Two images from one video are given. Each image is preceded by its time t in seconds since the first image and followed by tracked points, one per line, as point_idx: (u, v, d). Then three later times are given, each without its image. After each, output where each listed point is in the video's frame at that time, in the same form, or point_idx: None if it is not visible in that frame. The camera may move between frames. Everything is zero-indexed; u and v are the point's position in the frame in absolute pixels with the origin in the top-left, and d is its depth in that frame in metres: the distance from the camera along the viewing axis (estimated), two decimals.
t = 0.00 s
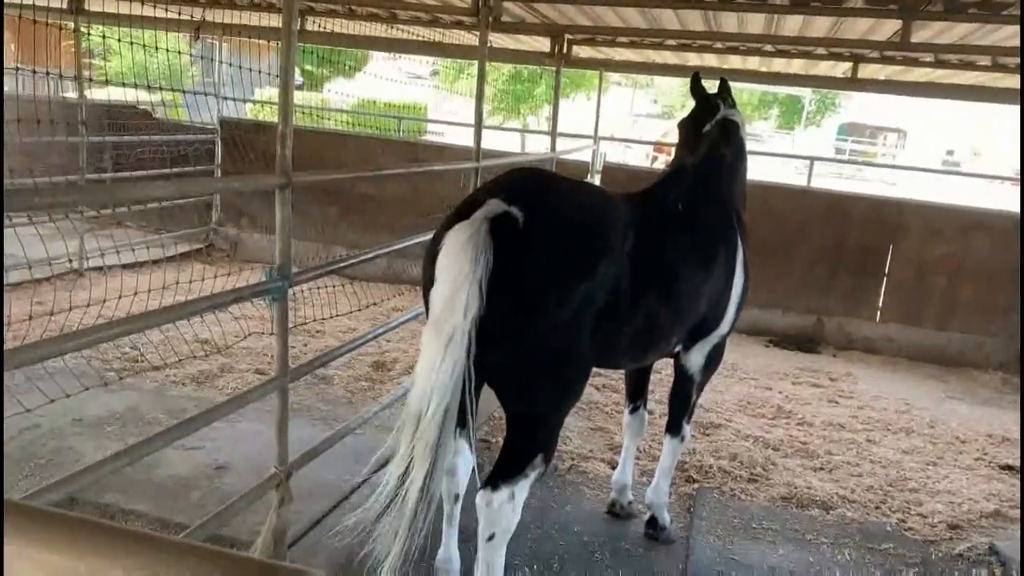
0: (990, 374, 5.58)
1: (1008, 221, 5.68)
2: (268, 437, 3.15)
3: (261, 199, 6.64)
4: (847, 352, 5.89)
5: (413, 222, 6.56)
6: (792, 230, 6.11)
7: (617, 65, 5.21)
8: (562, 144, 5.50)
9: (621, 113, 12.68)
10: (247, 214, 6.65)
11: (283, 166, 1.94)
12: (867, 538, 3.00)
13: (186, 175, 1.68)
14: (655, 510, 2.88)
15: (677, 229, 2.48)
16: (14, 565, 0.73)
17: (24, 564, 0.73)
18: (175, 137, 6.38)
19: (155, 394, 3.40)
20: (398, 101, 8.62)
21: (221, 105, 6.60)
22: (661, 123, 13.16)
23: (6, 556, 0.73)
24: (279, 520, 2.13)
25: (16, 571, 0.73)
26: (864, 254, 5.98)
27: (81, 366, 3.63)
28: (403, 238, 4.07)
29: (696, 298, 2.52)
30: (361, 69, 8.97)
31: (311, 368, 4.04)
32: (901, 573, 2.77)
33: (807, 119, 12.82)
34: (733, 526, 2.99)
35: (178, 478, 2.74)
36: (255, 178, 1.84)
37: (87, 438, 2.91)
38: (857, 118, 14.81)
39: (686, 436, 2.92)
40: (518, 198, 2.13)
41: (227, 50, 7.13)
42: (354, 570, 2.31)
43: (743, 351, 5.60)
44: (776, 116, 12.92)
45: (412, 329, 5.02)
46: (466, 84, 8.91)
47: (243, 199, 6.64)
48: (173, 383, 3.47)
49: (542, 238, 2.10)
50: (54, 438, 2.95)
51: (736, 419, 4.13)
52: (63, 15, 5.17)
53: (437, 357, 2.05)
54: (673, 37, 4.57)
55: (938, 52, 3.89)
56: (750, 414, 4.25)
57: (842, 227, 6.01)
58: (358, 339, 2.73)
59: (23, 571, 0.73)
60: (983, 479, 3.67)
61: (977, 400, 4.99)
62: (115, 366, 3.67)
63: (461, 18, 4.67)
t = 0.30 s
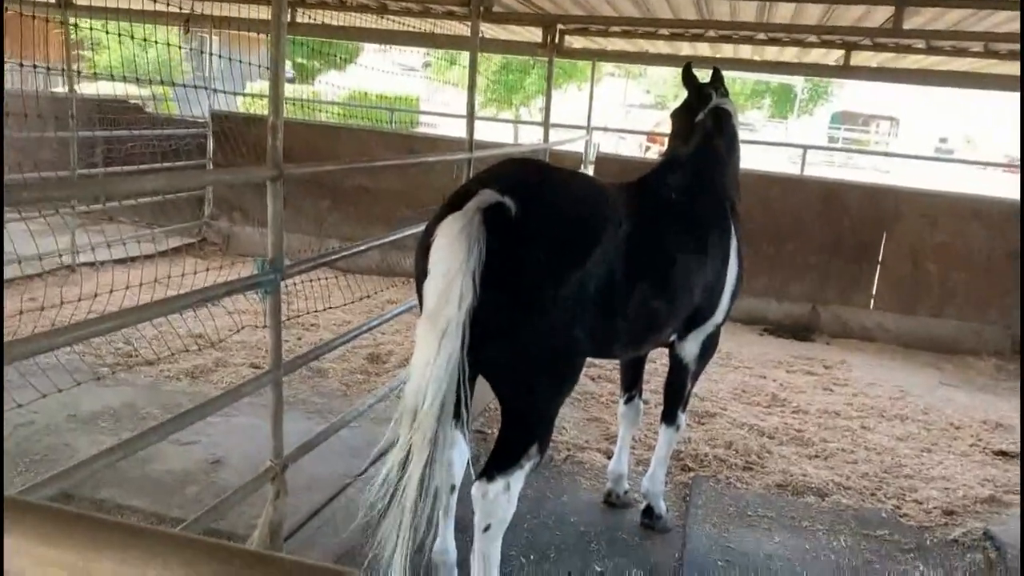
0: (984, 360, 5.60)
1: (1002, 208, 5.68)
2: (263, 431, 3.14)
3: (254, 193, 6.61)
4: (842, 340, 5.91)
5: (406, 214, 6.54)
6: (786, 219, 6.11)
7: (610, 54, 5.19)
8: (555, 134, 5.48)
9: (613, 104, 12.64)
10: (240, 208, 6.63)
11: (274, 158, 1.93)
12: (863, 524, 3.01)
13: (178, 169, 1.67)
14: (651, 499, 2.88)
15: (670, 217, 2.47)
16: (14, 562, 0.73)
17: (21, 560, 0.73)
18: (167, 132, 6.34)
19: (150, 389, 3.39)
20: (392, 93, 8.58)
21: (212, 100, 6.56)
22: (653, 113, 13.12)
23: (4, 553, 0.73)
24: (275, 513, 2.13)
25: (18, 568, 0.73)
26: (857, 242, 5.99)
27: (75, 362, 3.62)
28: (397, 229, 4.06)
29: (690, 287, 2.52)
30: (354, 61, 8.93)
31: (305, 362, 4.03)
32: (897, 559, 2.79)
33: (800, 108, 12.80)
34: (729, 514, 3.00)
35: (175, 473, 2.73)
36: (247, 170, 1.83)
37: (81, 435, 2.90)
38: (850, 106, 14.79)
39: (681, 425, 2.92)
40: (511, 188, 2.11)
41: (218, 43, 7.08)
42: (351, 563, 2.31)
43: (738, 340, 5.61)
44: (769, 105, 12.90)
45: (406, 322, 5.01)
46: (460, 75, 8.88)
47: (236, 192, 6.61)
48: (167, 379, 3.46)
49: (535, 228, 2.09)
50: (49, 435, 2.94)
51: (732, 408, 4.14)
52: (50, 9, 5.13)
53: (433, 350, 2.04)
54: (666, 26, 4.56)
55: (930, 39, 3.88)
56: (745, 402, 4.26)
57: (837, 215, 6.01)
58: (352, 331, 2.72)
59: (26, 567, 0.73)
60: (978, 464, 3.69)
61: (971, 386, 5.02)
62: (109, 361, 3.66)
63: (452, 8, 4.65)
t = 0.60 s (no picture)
0: (972, 347, 5.64)
1: (988, 196, 5.72)
2: (254, 426, 3.14)
3: (242, 187, 6.58)
4: (832, 329, 5.94)
5: (394, 208, 6.53)
6: (774, 209, 6.12)
7: (598, 45, 5.18)
8: (543, 126, 5.47)
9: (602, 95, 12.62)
10: (228, 203, 6.59)
11: (261, 152, 1.92)
12: (854, 511, 3.03)
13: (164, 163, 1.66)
14: (643, 488, 2.89)
15: (659, 207, 2.48)
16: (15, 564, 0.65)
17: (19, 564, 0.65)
18: (153, 127, 6.30)
19: (140, 385, 3.38)
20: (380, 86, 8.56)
21: (198, 94, 6.51)
22: (641, 104, 13.11)
23: (3, 551, 0.65)
24: (267, 507, 2.13)
25: (17, 566, 0.66)
26: (846, 231, 6.01)
27: (63, 359, 3.60)
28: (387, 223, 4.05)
29: (679, 277, 2.53)
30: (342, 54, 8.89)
31: (295, 357, 4.02)
32: (887, 545, 2.81)
33: (787, 98, 12.81)
34: (721, 503, 3.02)
35: (167, 469, 2.72)
36: (234, 164, 1.82)
37: (71, 433, 2.88)
38: (837, 95, 14.82)
39: (672, 415, 2.93)
40: (499, 180, 2.11)
41: (204, 37, 7.03)
42: (344, 556, 2.30)
43: (728, 330, 5.63)
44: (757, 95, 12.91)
45: (396, 315, 5.00)
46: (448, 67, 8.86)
47: (223, 187, 6.57)
48: (157, 376, 3.45)
49: (524, 220, 2.08)
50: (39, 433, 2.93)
51: (722, 397, 4.16)
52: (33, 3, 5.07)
53: (423, 342, 2.03)
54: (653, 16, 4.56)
55: (915, 28, 3.90)
56: (735, 392, 4.28)
57: (825, 205, 6.03)
58: (343, 325, 2.71)
59: (24, 566, 0.65)
60: (966, 450, 3.72)
61: (959, 373, 5.05)
62: (99, 358, 3.64)
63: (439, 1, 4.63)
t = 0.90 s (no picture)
0: (960, 338, 5.67)
1: (975, 189, 5.74)
2: (244, 423, 3.12)
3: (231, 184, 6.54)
4: (821, 321, 5.96)
5: (384, 204, 6.50)
6: (764, 202, 6.13)
7: (587, 40, 5.17)
8: (532, 121, 5.46)
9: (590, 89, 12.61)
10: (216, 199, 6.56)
11: (249, 147, 1.91)
12: (844, 503, 3.05)
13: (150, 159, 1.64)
14: (635, 481, 2.90)
15: (648, 200, 2.48)
16: (7, 562, 0.65)
17: (11, 562, 0.65)
18: (141, 124, 6.25)
19: (129, 383, 3.36)
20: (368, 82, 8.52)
21: (185, 92, 6.47)
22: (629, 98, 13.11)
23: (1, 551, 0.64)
24: (259, 504, 2.13)
25: (17, 566, 0.65)
26: (835, 224, 6.04)
27: (52, 358, 3.57)
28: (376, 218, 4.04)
29: (669, 270, 2.53)
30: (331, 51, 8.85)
31: (285, 355, 4.00)
32: (877, 536, 2.83)
33: (775, 91, 12.84)
34: (712, 495, 3.03)
35: (158, 466, 2.71)
36: (222, 160, 1.81)
37: (62, 431, 2.86)
38: (826, 89, 14.85)
39: (662, 407, 2.94)
40: (489, 174, 2.10)
41: (191, 32, 6.98)
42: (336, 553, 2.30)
43: (718, 323, 5.64)
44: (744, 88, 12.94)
45: (385, 312, 4.99)
46: (437, 63, 8.83)
47: (211, 184, 6.54)
48: (146, 374, 3.43)
49: (513, 213, 2.08)
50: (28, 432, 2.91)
51: (713, 390, 4.17)
52: None
53: (414, 336, 2.02)
54: (642, 10, 4.56)
55: (903, 20, 3.91)
56: (725, 384, 4.29)
57: (815, 198, 6.04)
58: (333, 321, 2.70)
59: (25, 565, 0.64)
60: (955, 441, 3.75)
61: (948, 364, 5.08)
62: (87, 356, 3.61)
63: None
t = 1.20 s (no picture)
0: (943, 329, 5.72)
1: (958, 180, 5.79)
2: (230, 419, 3.10)
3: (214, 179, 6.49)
4: (806, 313, 6.00)
5: (369, 198, 6.48)
6: (749, 195, 6.15)
7: (573, 32, 5.17)
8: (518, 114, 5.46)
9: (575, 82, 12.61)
10: (200, 194, 6.51)
11: (234, 141, 1.90)
12: (830, 493, 3.07)
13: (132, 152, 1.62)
14: (622, 474, 2.91)
15: (633, 194, 2.49)
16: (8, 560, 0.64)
17: (11, 559, 0.64)
18: (122, 118, 6.19)
19: (113, 379, 3.33)
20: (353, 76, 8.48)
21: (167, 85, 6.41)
22: (614, 91, 13.11)
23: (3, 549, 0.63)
24: (246, 499, 2.12)
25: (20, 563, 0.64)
26: (819, 216, 6.07)
27: (34, 355, 3.53)
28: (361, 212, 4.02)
29: (652, 261, 2.55)
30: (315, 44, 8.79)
31: (271, 350, 3.98)
32: (863, 525, 2.85)
33: (759, 84, 12.89)
34: (699, 486, 3.04)
35: (143, 462, 2.69)
36: (207, 153, 1.79)
37: (45, 429, 2.84)
38: (810, 82, 14.92)
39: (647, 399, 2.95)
40: (476, 168, 2.09)
41: (173, 25, 6.92)
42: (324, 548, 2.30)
43: (704, 315, 5.67)
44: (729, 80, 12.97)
45: (371, 306, 4.97)
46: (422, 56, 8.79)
47: (194, 178, 6.48)
48: (130, 370, 3.40)
49: (502, 207, 2.07)
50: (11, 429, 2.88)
51: (698, 382, 4.19)
52: None
53: (404, 332, 2.02)
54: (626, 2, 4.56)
55: (887, 12, 3.92)
56: (711, 376, 4.31)
57: (799, 190, 6.07)
58: (319, 316, 2.69)
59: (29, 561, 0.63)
60: (939, 430, 3.78)
61: (931, 354, 5.13)
62: (71, 353, 3.58)
63: None
